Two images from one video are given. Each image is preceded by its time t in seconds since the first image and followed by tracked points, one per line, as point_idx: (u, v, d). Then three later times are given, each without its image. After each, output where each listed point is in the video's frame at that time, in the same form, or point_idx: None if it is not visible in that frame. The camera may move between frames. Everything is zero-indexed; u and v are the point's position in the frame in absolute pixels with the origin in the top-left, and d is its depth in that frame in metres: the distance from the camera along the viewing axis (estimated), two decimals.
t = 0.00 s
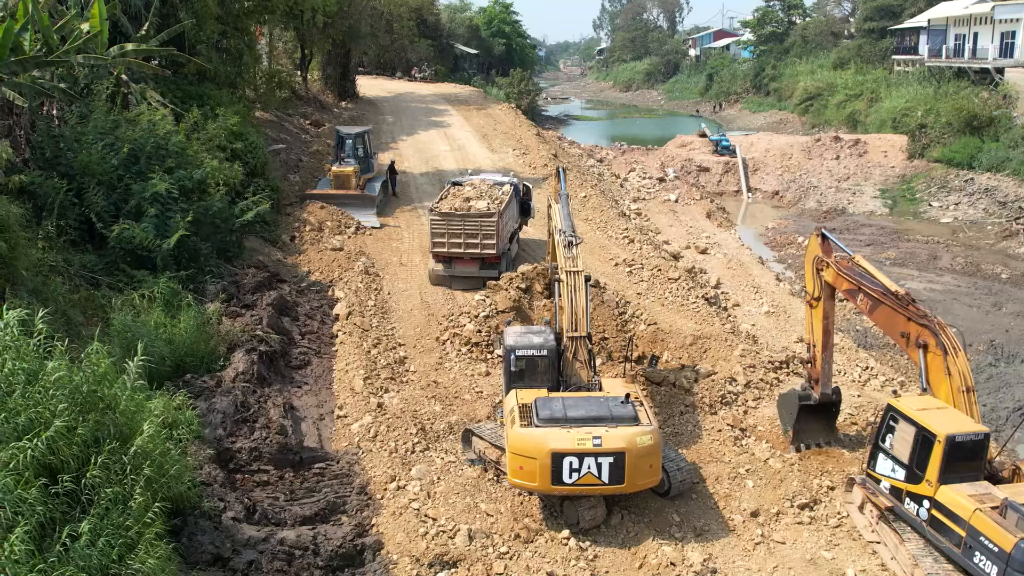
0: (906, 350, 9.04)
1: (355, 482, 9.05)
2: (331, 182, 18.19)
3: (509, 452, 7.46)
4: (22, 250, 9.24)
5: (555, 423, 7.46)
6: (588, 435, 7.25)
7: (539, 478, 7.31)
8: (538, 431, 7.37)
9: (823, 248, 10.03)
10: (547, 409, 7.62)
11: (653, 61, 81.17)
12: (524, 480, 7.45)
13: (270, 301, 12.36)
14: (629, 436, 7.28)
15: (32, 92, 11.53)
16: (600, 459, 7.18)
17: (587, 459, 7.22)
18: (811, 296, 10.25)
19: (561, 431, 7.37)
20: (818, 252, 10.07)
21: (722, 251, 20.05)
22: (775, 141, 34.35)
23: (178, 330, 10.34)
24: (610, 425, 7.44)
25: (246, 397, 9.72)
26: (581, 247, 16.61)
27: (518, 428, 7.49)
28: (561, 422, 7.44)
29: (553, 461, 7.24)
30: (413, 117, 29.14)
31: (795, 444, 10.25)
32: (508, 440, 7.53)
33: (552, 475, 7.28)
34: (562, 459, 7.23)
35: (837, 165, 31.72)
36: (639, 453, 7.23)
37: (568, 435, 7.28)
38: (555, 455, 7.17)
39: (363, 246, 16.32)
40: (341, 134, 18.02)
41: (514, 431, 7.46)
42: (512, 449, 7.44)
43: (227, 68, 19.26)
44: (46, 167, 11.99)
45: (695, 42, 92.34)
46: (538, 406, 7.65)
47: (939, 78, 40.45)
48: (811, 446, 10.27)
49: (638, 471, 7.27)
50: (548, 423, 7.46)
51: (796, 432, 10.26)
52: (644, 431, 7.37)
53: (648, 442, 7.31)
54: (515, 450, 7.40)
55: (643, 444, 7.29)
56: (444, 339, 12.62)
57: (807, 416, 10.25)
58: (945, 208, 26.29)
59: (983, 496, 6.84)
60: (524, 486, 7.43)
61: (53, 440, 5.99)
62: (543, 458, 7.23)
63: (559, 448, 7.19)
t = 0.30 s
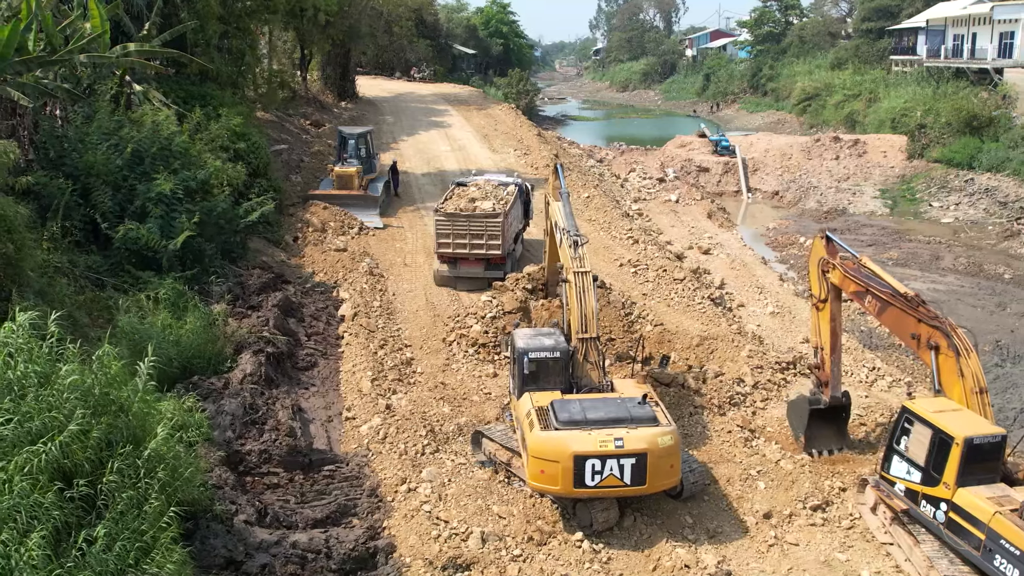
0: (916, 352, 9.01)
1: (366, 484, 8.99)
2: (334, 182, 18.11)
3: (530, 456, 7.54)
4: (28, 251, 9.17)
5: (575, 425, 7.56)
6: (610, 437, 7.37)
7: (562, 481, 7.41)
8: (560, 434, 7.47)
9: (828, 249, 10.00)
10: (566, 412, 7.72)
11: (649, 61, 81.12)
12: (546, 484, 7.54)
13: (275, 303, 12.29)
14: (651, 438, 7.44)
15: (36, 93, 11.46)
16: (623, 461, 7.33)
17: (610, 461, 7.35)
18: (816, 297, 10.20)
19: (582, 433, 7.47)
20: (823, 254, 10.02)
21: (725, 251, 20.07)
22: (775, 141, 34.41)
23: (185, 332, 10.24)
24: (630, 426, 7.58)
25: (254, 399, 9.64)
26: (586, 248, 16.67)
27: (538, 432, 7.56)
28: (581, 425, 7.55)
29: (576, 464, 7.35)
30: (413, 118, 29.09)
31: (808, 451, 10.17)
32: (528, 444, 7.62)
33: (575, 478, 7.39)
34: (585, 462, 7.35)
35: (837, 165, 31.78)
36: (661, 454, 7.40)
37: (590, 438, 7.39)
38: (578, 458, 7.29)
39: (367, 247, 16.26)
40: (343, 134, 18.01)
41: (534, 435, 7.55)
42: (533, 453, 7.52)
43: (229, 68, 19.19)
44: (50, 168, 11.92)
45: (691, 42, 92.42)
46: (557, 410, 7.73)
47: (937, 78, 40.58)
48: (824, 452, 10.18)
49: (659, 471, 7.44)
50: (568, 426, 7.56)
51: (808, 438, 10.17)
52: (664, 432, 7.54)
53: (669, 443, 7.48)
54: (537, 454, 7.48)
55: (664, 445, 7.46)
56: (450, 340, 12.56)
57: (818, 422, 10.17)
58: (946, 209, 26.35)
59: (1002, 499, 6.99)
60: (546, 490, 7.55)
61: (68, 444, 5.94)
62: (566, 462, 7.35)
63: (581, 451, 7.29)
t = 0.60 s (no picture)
0: (923, 355, 8.99)
1: (375, 485, 8.95)
2: (338, 181, 18.07)
3: (550, 458, 7.64)
4: (36, 250, 9.13)
5: (594, 426, 7.67)
6: (630, 438, 7.51)
7: (583, 483, 7.53)
8: (580, 436, 7.57)
9: (829, 255, 10.05)
10: (583, 413, 7.83)
11: (650, 61, 81.05)
12: (565, 486, 7.65)
13: (282, 303, 12.26)
14: (670, 437, 7.59)
15: (42, 92, 11.43)
16: (643, 461, 7.47)
17: (630, 462, 7.48)
18: (820, 304, 10.22)
19: (602, 434, 7.58)
20: (824, 260, 10.10)
21: (730, 251, 20.05)
22: (777, 141, 34.39)
23: (192, 332, 10.20)
24: (650, 426, 7.73)
25: (262, 399, 9.61)
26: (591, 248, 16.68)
27: (557, 435, 7.66)
28: (600, 426, 7.66)
29: (597, 465, 7.47)
30: (416, 117, 29.04)
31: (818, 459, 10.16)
32: (547, 446, 7.72)
33: (596, 479, 7.51)
34: (605, 463, 7.47)
35: (840, 165, 31.78)
36: (681, 454, 7.55)
37: (610, 439, 7.51)
38: (599, 459, 7.41)
39: (373, 246, 16.23)
40: (348, 133, 18.05)
41: (554, 437, 7.64)
42: (552, 455, 7.62)
43: (233, 68, 19.16)
44: (56, 167, 11.90)
45: (692, 42, 92.44)
46: (575, 412, 7.82)
47: (939, 78, 40.57)
48: (836, 458, 10.14)
49: (679, 470, 7.60)
50: (587, 428, 7.66)
51: (818, 447, 10.15)
52: (683, 432, 7.70)
53: (687, 442, 7.65)
54: (557, 456, 7.58)
55: (683, 444, 7.61)
56: (458, 340, 12.54)
57: (827, 429, 10.16)
58: (949, 209, 26.37)
59: (1017, 501, 7.10)
60: (566, 492, 7.65)
61: (81, 446, 5.90)
62: (587, 463, 7.47)
63: (603, 452, 7.42)
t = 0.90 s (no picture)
0: (932, 359, 8.95)
1: (382, 487, 8.90)
2: (342, 182, 18.02)
3: (569, 463, 7.60)
4: (42, 250, 9.09)
5: (611, 429, 7.66)
6: (649, 440, 7.51)
7: (603, 486, 7.52)
8: (598, 438, 7.56)
9: (833, 263, 9.96)
10: (599, 415, 7.81)
11: (651, 61, 80.95)
12: (585, 489, 7.64)
13: (286, 303, 12.21)
14: (688, 438, 7.62)
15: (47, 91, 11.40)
16: (663, 462, 7.48)
17: (650, 464, 7.50)
18: (826, 312, 10.10)
19: (620, 437, 7.58)
20: (828, 268, 10.00)
21: (734, 252, 20.00)
22: (779, 141, 34.34)
23: (198, 332, 10.15)
24: (667, 427, 7.74)
25: (268, 401, 9.56)
26: (596, 249, 16.65)
27: (575, 438, 7.63)
28: (618, 428, 7.65)
29: (616, 468, 7.47)
30: (418, 117, 28.97)
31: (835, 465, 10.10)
32: (565, 451, 7.69)
33: (616, 482, 7.51)
34: (625, 465, 7.46)
35: (842, 166, 31.75)
36: (699, 453, 7.59)
37: (629, 441, 7.50)
38: (619, 462, 7.41)
39: (377, 247, 16.18)
40: (351, 134, 18.00)
41: (572, 441, 7.61)
42: (571, 460, 7.59)
43: (236, 68, 19.11)
44: (61, 167, 11.85)
45: (693, 43, 92.39)
46: (591, 415, 7.79)
47: (940, 79, 40.57)
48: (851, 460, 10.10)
49: (697, 470, 7.64)
50: (604, 430, 7.65)
51: (834, 454, 10.08)
52: (700, 432, 7.74)
53: (705, 442, 7.68)
54: (576, 460, 7.55)
55: (700, 444, 7.65)
56: (463, 341, 12.51)
57: (841, 435, 10.09)
58: (952, 209, 26.38)
59: None
60: (585, 495, 7.64)
61: (90, 449, 5.85)
62: (607, 466, 7.46)
63: (623, 455, 7.41)
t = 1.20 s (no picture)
0: (951, 366, 8.82)
1: (395, 491, 8.83)
2: (352, 182, 17.97)
3: (594, 469, 7.56)
4: (53, 251, 9.07)
5: (636, 434, 7.66)
6: (675, 444, 7.53)
7: (629, 492, 7.50)
8: (623, 443, 7.53)
9: (850, 272, 9.93)
10: (622, 420, 7.80)
11: (659, 61, 80.74)
12: (609, 496, 7.60)
13: (297, 305, 12.17)
14: (713, 441, 7.66)
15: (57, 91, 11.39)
16: (689, 466, 7.52)
17: (675, 468, 7.52)
18: (845, 321, 10.03)
19: (646, 441, 7.57)
20: (845, 277, 9.95)
21: (745, 254, 19.88)
22: (789, 142, 34.18)
23: (208, 333, 10.10)
24: (690, 430, 7.76)
25: (280, 403, 9.50)
26: (607, 250, 16.58)
27: (599, 444, 7.58)
28: (642, 432, 7.65)
29: (642, 473, 7.46)
30: (427, 118, 28.91)
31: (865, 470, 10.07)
32: (589, 457, 7.64)
33: (642, 487, 7.50)
34: (651, 470, 7.47)
35: (852, 167, 31.60)
36: (724, 457, 7.64)
37: (655, 446, 7.50)
38: (646, 467, 7.41)
39: (387, 248, 16.12)
40: (360, 133, 17.88)
41: (597, 447, 7.57)
42: (597, 465, 7.54)
43: (245, 68, 19.09)
44: (71, 167, 11.84)
45: (701, 43, 92.13)
46: (614, 421, 7.77)
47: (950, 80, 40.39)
48: (888, 463, 10.00)
49: (721, 473, 7.70)
50: (629, 435, 7.64)
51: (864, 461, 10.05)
52: (723, 435, 7.79)
53: (728, 444, 7.74)
54: (601, 467, 7.52)
55: (724, 447, 7.70)
56: (475, 343, 12.45)
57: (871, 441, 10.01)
58: (963, 211, 26.25)
59: None
60: (610, 501, 7.61)
61: (104, 453, 5.80)
62: (633, 472, 7.45)
63: (650, 460, 7.41)
